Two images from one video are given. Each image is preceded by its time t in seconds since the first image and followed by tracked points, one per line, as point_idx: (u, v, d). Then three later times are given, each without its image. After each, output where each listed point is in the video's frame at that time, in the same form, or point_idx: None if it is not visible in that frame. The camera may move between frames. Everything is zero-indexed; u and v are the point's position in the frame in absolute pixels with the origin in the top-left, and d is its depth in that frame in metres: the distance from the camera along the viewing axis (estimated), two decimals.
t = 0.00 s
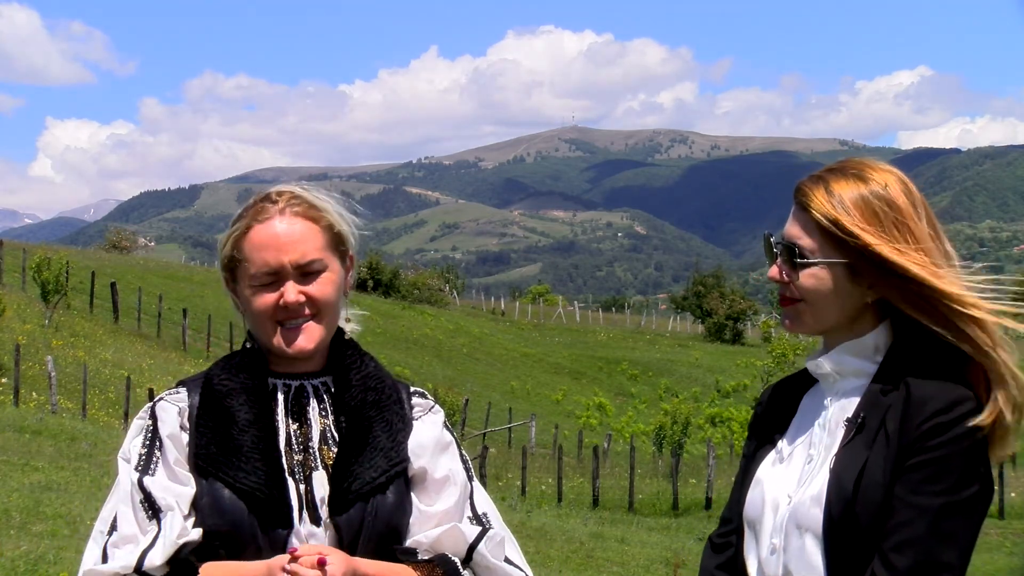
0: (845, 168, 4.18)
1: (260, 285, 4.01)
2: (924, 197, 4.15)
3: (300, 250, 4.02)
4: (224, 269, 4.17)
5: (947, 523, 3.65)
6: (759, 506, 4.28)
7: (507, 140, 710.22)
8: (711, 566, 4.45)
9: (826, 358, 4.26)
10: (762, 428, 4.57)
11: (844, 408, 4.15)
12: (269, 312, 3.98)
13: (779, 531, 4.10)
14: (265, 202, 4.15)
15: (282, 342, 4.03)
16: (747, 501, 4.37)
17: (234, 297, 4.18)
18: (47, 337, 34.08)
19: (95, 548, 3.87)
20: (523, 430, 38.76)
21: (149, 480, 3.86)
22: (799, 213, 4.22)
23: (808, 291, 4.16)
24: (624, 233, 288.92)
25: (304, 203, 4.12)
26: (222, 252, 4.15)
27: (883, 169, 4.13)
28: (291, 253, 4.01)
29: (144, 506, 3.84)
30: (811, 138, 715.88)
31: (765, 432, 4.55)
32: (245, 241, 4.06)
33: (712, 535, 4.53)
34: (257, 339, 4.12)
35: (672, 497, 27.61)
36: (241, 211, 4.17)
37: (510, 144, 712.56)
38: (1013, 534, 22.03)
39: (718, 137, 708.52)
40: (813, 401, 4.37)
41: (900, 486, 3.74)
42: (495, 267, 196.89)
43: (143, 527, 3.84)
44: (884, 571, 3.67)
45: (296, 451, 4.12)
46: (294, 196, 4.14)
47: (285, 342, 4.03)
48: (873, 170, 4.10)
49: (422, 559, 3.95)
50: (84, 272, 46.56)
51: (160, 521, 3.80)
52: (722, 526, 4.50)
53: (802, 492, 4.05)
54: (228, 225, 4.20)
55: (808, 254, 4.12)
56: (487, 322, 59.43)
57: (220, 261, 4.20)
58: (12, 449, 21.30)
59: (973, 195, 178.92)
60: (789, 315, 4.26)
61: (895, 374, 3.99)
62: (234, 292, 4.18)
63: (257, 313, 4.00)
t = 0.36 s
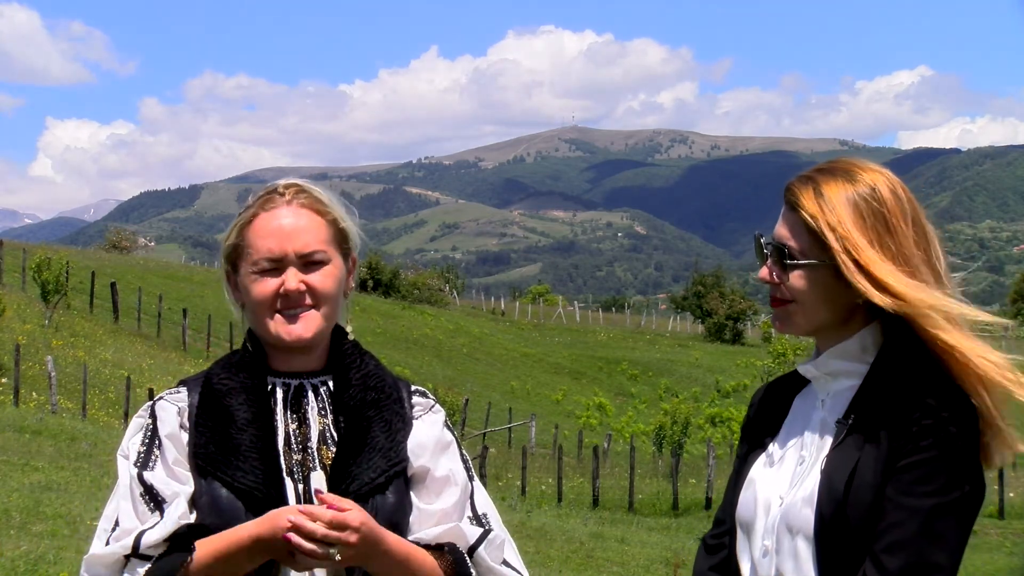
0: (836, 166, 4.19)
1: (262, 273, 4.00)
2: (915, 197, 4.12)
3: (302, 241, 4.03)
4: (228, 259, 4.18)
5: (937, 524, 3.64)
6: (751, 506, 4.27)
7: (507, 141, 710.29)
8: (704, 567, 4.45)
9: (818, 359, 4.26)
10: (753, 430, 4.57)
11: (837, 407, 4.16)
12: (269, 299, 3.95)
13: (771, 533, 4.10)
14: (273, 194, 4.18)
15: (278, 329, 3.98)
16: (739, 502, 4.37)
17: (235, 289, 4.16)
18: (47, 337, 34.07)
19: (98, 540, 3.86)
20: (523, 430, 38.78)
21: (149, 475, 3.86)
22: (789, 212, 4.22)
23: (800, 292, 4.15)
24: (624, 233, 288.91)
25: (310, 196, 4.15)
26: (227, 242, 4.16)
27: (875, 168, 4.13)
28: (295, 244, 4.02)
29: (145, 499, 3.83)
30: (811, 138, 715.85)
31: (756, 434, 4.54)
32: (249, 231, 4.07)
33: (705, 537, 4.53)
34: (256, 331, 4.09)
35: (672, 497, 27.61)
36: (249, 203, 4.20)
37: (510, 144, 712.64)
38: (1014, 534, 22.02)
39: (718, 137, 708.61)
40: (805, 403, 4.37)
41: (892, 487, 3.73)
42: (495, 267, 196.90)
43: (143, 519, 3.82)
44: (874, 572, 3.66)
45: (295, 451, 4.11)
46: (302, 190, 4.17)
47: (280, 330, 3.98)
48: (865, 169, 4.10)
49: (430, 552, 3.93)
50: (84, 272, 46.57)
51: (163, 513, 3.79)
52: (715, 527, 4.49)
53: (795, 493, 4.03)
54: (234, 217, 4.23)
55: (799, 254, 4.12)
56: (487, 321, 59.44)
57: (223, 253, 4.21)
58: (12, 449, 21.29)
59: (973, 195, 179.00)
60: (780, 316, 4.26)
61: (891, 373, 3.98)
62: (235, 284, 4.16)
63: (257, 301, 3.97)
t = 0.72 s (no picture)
0: (830, 167, 4.19)
1: (268, 272, 4.00)
2: (910, 200, 4.11)
3: (312, 246, 4.03)
4: (231, 252, 4.17)
5: (934, 525, 3.64)
6: (745, 506, 4.28)
7: (506, 141, 710.28)
8: (699, 568, 4.47)
9: (811, 357, 4.27)
10: (748, 431, 4.57)
11: (828, 410, 4.16)
12: (272, 302, 3.95)
13: (764, 535, 4.11)
14: (287, 194, 4.19)
15: (278, 334, 3.98)
16: (733, 502, 4.37)
17: (235, 285, 4.16)
18: (47, 337, 34.07)
19: (96, 553, 3.90)
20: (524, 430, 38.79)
21: (138, 485, 3.87)
22: (781, 213, 4.23)
23: (792, 292, 4.18)
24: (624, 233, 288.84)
25: (323, 202, 4.16)
26: (230, 236, 4.15)
27: (868, 169, 4.12)
28: (303, 248, 4.02)
29: (133, 511, 3.84)
30: (811, 138, 715.75)
31: (751, 434, 4.55)
32: (259, 228, 4.07)
33: (701, 538, 4.54)
34: (254, 333, 4.09)
35: (672, 497, 27.60)
36: (260, 199, 4.20)
37: (510, 144, 712.69)
38: (1014, 534, 22.03)
39: (717, 138, 708.73)
40: (799, 402, 4.38)
41: (885, 489, 3.73)
42: (495, 266, 196.89)
43: (133, 531, 3.83)
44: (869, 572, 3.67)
45: (283, 452, 4.05)
46: (316, 195, 4.17)
47: (280, 335, 3.98)
48: (857, 170, 4.10)
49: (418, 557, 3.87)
50: (84, 272, 46.59)
51: (150, 524, 3.78)
52: (709, 528, 4.50)
53: (788, 494, 4.05)
54: (241, 211, 4.22)
55: (790, 255, 4.14)
56: (487, 321, 59.43)
57: (227, 245, 4.20)
58: (12, 449, 21.30)
59: (973, 195, 179.06)
60: (773, 316, 4.29)
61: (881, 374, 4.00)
62: (235, 280, 4.16)
63: (259, 302, 3.97)
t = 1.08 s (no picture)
0: (823, 167, 4.18)
1: (268, 271, 4.01)
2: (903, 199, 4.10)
3: (314, 248, 4.03)
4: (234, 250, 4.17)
5: (930, 526, 3.65)
6: (740, 508, 4.27)
7: (507, 141, 710.33)
8: (696, 570, 4.46)
9: (807, 356, 4.26)
10: (742, 433, 4.56)
11: (824, 411, 4.16)
12: (271, 301, 3.95)
13: (762, 536, 4.10)
14: (292, 195, 4.18)
15: (277, 335, 3.98)
16: (728, 504, 4.36)
17: (235, 282, 4.16)
18: (47, 337, 34.06)
19: (101, 561, 3.95)
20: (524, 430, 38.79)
21: (140, 492, 3.92)
22: (774, 214, 4.23)
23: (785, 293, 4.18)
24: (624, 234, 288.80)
25: (327, 204, 4.15)
26: (232, 235, 4.16)
27: (860, 169, 4.12)
28: (306, 248, 4.02)
29: (136, 519, 3.89)
30: (811, 138, 715.80)
31: (746, 437, 4.53)
32: (262, 228, 4.07)
33: (696, 539, 4.53)
34: (253, 333, 4.09)
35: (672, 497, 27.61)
36: (264, 199, 4.20)
37: (510, 144, 712.72)
38: (1014, 534, 22.02)
39: (717, 138, 708.76)
40: (795, 403, 4.37)
41: (882, 489, 3.73)
42: (495, 266, 196.84)
43: (136, 540, 3.90)
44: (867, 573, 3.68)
45: (279, 454, 4.05)
46: (321, 197, 4.17)
47: (279, 336, 3.98)
48: (850, 171, 4.10)
49: (412, 557, 3.81)
50: (84, 272, 46.60)
51: (152, 532, 3.84)
52: (705, 529, 4.49)
53: (785, 495, 4.04)
54: (246, 210, 4.22)
55: (783, 257, 4.14)
56: (487, 321, 59.43)
57: (231, 243, 4.20)
58: (12, 449, 21.31)
59: (973, 195, 179.04)
60: (767, 318, 4.29)
61: (876, 375, 3.97)
62: (236, 277, 4.16)
63: (258, 302, 3.98)
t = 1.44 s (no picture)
0: (818, 167, 4.18)
1: (265, 261, 4.01)
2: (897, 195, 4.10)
3: (310, 238, 4.03)
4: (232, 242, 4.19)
5: (928, 525, 3.66)
6: (740, 509, 4.26)
7: (507, 141, 710.31)
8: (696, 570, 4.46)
9: (805, 355, 4.27)
10: (740, 435, 4.56)
11: (823, 410, 4.15)
12: (268, 292, 3.95)
13: (761, 536, 4.10)
14: (289, 188, 4.19)
15: (275, 326, 3.97)
16: (727, 504, 4.36)
17: (232, 276, 4.17)
18: (47, 337, 34.06)
19: (92, 559, 3.93)
20: (524, 430, 38.81)
21: (136, 490, 3.90)
22: (771, 215, 4.22)
23: (784, 293, 4.17)
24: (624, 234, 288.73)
25: (324, 196, 4.15)
26: (230, 228, 4.16)
27: (856, 168, 4.13)
28: (302, 239, 4.02)
29: (131, 516, 3.88)
30: (811, 138, 715.79)
31: (744, 438, 4.53)
32: (259, 219, 4.08)
33: (695, 540, 4.54)
34: (251, 327, 4.09)
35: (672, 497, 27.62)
36: (262, 194, 4.21)
37: (510, 144, 712.74)
38: (1014, 534, 22.02)
39: (717, 138, 708.81)
40: (793, 403, 4.37)
41: (880, 489, 3.74)
42: (495, 266, 196.80)
43: (130, 538, 3.89)
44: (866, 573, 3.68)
45: (277, 454, 4.06)
46: (317, 189, 4.17)
47: (275, 328, 3.97)
48: (845, 169, 4.10)
49: (417, 549, 3.83)
50: (84, 272, 46.60)
51: (146, 532, 3.83)
52: (703, 530, 4.49)
53: (784, 496, 4.04)
54: (244, 206, 4.24)
55: (780, 257, 4.14)
56: (487, 321, 59.44)
57: (229, 237, 4.22)
58: (12, 449, 21.31)
59: (973, 195, 179.00)
60: (765, 318, 4.29)
61: (874, 375, 3.97)
62: (233, 272, 4.17)
63: (256, 293, 3.97)
